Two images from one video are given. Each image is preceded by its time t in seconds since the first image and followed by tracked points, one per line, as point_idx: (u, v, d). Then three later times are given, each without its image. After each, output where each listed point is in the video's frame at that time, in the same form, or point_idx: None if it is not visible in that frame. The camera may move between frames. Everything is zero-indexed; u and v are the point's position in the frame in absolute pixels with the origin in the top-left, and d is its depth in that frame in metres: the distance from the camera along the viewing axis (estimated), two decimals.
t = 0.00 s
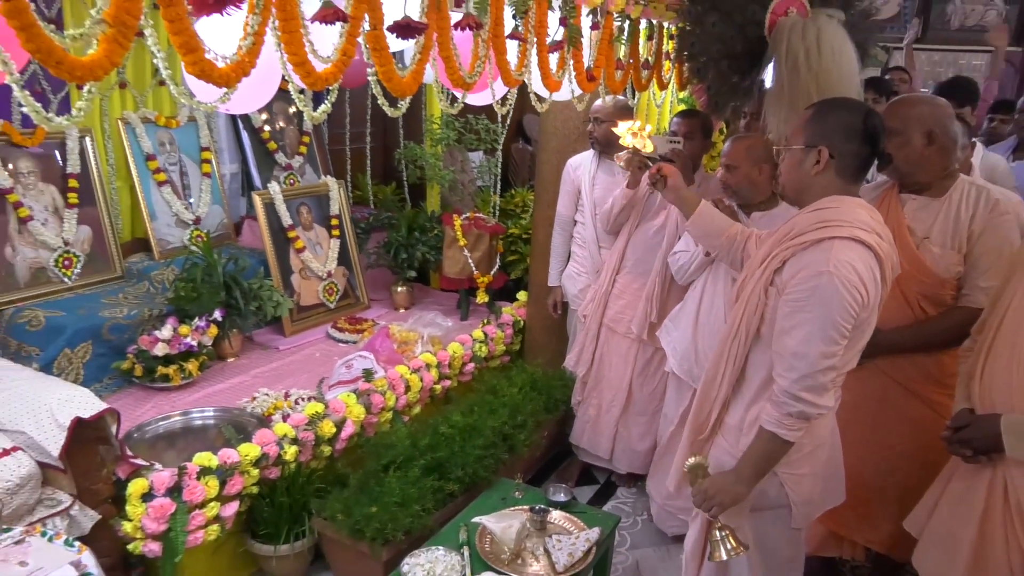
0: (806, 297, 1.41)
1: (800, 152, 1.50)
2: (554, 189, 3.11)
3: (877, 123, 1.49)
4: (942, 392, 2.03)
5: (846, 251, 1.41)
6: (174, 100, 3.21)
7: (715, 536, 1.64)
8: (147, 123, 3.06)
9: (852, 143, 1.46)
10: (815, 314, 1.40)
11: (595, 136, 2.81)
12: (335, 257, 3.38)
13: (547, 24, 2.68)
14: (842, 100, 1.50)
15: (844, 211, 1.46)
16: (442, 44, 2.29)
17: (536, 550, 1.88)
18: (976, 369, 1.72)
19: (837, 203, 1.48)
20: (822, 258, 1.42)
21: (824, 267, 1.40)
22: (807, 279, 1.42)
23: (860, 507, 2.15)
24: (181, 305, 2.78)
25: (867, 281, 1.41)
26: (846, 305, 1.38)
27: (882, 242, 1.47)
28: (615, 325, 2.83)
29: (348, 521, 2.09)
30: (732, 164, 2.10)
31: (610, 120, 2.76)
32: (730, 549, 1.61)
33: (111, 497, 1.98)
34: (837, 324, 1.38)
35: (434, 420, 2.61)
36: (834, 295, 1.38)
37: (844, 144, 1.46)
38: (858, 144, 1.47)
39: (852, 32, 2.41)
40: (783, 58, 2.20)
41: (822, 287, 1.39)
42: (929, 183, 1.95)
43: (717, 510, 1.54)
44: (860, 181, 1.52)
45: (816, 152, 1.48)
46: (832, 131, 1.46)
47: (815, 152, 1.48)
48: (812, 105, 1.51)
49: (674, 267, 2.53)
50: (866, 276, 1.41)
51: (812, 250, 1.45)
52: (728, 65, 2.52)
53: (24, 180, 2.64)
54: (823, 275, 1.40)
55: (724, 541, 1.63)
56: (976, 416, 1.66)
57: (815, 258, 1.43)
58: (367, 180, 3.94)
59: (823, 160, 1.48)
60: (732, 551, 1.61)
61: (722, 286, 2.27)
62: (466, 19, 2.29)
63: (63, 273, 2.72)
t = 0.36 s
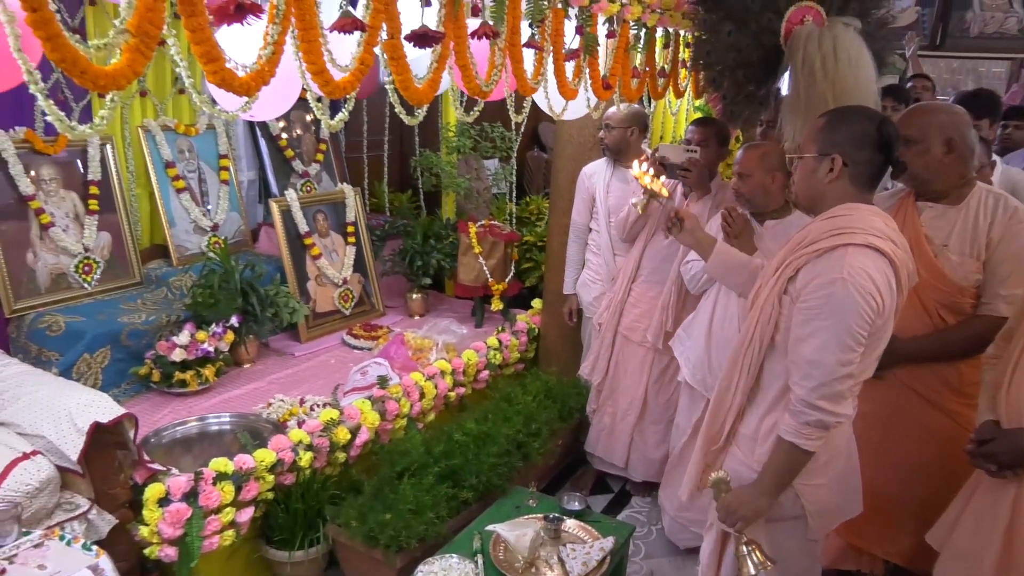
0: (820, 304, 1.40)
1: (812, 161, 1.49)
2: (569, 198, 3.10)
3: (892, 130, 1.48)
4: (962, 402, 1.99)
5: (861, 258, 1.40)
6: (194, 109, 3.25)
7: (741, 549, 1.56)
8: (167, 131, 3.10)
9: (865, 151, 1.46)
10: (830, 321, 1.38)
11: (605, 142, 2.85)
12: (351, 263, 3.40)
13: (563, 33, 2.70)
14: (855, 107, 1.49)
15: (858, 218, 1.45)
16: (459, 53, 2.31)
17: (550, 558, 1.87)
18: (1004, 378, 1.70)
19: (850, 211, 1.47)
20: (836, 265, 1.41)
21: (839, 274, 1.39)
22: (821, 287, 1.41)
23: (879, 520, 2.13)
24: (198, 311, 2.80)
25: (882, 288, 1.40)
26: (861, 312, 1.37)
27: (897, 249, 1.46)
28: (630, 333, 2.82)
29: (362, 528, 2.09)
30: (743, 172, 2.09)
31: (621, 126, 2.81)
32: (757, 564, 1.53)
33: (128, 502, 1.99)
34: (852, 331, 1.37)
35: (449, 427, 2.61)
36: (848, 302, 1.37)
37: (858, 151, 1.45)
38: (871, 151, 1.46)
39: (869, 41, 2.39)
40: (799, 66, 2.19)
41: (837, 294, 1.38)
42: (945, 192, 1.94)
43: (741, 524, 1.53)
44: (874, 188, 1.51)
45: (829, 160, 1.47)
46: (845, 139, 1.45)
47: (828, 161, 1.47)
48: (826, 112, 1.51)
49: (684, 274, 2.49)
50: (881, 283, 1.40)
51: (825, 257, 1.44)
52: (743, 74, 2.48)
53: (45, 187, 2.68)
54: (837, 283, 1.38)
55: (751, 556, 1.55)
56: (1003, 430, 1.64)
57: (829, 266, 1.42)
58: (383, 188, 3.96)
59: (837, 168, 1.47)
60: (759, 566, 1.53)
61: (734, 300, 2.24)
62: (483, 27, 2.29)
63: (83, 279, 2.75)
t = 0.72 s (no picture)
0: (823, 310, 1.40)
1: (818, 168, 1.49)
2: (573, 205, 3.11)
3: (895, 136, 1.48)
4: (970, 409, 1.98)
5: (864, 264, 1.40)
6: (201, 116, 3.27)
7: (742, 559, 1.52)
8: (174, 138, 3.11)
9: (870, 157, 1.45)
10: (833, 328, 1.38)
11: (606, 149, 2.85)
12: (356, 270, 3.40)
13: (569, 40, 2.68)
14: (856, 115, 1.48)
15: (861, 224, 1.45)
16: (465, 61, 2.32)
17: (555, 565, 1.87)
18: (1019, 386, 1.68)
19: (853, 217, 1.46)
20: (839, 271, 1.41)
21: (842, 280, 1.39)
22: (824, 293, 1.41)
23: (888, 526, 2.12)
24: (204, 318, 2.79)
25: (886, 294, 1.40)
26: (864, 319, 1.37)
27: (902, 256, 1.45)
28: (633, 339, 2.81)
29: (366, 534, 2.09)
30: (748, 178, 2.11)
31: (621, 132, 2.81)
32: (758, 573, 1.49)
33: (134, 508, 1.98)
34: (855, 338, 1.37)
35: (454, 433, 2.62)
36: (851, 308, 1.37)
37: (861, 158, 1.45)
38: (876, 158, 1.46)
39: (872, 48, 2.38)
40: (801, 75, 2.19)
41: (839, 300, 1.38)
42: (951, 198, 1.93)
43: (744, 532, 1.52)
44: (878, 195, 1.51)
45: (835, 167, 1.47)
46: (850, 146, 1.45)
47: (833, 168, 1.47)
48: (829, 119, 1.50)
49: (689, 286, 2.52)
50: (886, 290, 1.40)
51: (829, 264, 1.44)
52: (746, 82, 2.46)
53: (52, 195, 2.69)
54: (840, 289, 1.38)
55: (751, 565, 1.51)
56: (1016, 442, 1.62)
57: (832, 272, 1.42)
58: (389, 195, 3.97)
59: (842, 175, 1.47)
60: None
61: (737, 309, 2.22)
62: (489, 35, 2.29)
63: (90, 285, 2.77)
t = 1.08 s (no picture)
0: (839, 321, 1.39)
1: (828, 176, 1.48)
2: (577, 209, 3.10)
3: (906, 144, 1.48)
4: (976, 414, 1.97)
5: (880, 274, 1.39)
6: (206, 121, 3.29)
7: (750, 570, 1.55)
8: (179, 142, 3.12)
9: (882, 164, 1.45)
10: (851, 338, 1.37)
11: (611, 153, 2.87)
12: (360, 274, 3.41)
13: (574, 45, 2.69)
14: (871, 121, 1.48)
15: (874, 232, 1.45)
16: (469, 66, 2.33)
17: (559, 571, 1.84)
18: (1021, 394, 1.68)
19: (866, 226, 1.46)
20: (856, 281, 1.40)
21: (859, 290, 1.38)
22: (841, 303, 1.40)
23: (895, 533, 2.10)
24: (209, 322, 2.82)
25: (902, 303, 1.39)
26: (881, 329, 1.36)
27: (915, 264, 1.45)
28: (636, 344, 2.81)
29: (371, 539, 2.09)
30: (751, 182, 2.11)
31: (627, 136, 2.82)
32: None
33: (138, 512, 1.98)
34: (873, 349, 1.36)
35: (458, 438, 2.62)
36: (870, 318, 1.36)
37: (872, 165, 1.45)
38: (888, 165, 1.46)
39: (873, 53, 2.39)
40: (800, 81, 2.19)
41: (856, 311, 1.37)
42: (956, 204, 1.93)
43: (752, 543, 1.52)
44: (889, 202, 1.50)
45: (846, 174, 1.46)
46: (860, 153, 1.45)
47: (844, 175, 1.47)
48: (838, 125, 1.50)
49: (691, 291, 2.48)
50: (901, 298, 1.39)
51: (843, 273, 1.44)
52: (745, 89, 2.45)
53: (59, 199, 2.71)
54: (858, 299, 1.37)
55: None
56: (1020, 449, 1.61)
57: (848, 281, 1.41)
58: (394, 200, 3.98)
59: (853, 182, 1.46)
60: None
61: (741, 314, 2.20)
62: (493, 40, 2.30)
63: (95, 289, 2.77)
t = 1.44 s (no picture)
0: (855, 334, 1.38)
1: (840, 183, 1.48)
2: (583, 214, 3.11)
3: (917, 151, 1.47)
4: (982, 419, 1.97)
5: (894, 284, 1.39)
6: (213, 125, 3.31)
7: None
8: (187, 147, 3.14)
9: (897, 172, 1.45)
10: (866, 352, 1.36)
11: (618, 158, 2.84)
12: (366, 279, 3.42)
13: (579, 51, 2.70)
14: (882, 126, 1.48)
15: (886, 242, 1.44)
16: (476, 71, 2.33)
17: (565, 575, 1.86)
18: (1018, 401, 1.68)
19: (877, 235, 1.46)
20: (870, 293, 1.39)
21: (873, 302, 1.37)
22: (855, 316, 1.39)
23: (903, 539, 2.08)
24: (215, 326, 2.81)
25: (916, 314, 1.39)
26: (898, 341, 1.35)
27: (926, 273, 1.45)
28: (643, 349, 2.81)
29: (377, 543, 2.09)
30: (761, 186, 2.12)
31: (634, 142, 2.80)
32: None
33: (144, 515, 1.99)
34: (889, 361, 1.35)
35: (463, 443, 2.61)
36: (885, 331, 1.35)
37: (886, 172, 1.45)
38: (902, 173, 1.45)
39: (881, 58, 2.38)
40: (804, 86, 2.19)
41: (873, 323, 1.36)
42: (965, 209, 1.92)
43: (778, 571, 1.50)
44: (901, 210, 1.50)
45: (859, 181, 1.46)
46: (874, 161, 1.44)
47: (856, 182, 1.46)
48: (848, 131, 1.50)
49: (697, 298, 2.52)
50: (915, 309, 1.39)
51: (856, 284, 1.43)
52: (750, 93, 2.45)
53: (68, 203, 2.72)
54: (873, 311, 1.36)
55: None
56: (1021, 453, 1.60)
57: (862, 293, 1.41)
58: (400, 204, 4.00)
59: (866, 190, 1.46)
60: None
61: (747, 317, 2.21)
62: (500, 46, 2.30)
63: (103, 293, 2.79)
